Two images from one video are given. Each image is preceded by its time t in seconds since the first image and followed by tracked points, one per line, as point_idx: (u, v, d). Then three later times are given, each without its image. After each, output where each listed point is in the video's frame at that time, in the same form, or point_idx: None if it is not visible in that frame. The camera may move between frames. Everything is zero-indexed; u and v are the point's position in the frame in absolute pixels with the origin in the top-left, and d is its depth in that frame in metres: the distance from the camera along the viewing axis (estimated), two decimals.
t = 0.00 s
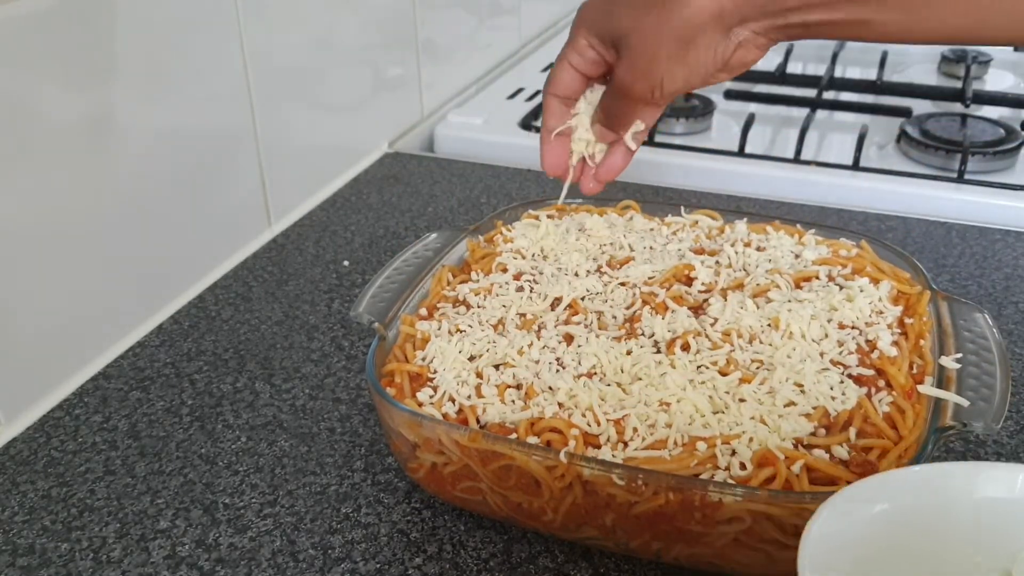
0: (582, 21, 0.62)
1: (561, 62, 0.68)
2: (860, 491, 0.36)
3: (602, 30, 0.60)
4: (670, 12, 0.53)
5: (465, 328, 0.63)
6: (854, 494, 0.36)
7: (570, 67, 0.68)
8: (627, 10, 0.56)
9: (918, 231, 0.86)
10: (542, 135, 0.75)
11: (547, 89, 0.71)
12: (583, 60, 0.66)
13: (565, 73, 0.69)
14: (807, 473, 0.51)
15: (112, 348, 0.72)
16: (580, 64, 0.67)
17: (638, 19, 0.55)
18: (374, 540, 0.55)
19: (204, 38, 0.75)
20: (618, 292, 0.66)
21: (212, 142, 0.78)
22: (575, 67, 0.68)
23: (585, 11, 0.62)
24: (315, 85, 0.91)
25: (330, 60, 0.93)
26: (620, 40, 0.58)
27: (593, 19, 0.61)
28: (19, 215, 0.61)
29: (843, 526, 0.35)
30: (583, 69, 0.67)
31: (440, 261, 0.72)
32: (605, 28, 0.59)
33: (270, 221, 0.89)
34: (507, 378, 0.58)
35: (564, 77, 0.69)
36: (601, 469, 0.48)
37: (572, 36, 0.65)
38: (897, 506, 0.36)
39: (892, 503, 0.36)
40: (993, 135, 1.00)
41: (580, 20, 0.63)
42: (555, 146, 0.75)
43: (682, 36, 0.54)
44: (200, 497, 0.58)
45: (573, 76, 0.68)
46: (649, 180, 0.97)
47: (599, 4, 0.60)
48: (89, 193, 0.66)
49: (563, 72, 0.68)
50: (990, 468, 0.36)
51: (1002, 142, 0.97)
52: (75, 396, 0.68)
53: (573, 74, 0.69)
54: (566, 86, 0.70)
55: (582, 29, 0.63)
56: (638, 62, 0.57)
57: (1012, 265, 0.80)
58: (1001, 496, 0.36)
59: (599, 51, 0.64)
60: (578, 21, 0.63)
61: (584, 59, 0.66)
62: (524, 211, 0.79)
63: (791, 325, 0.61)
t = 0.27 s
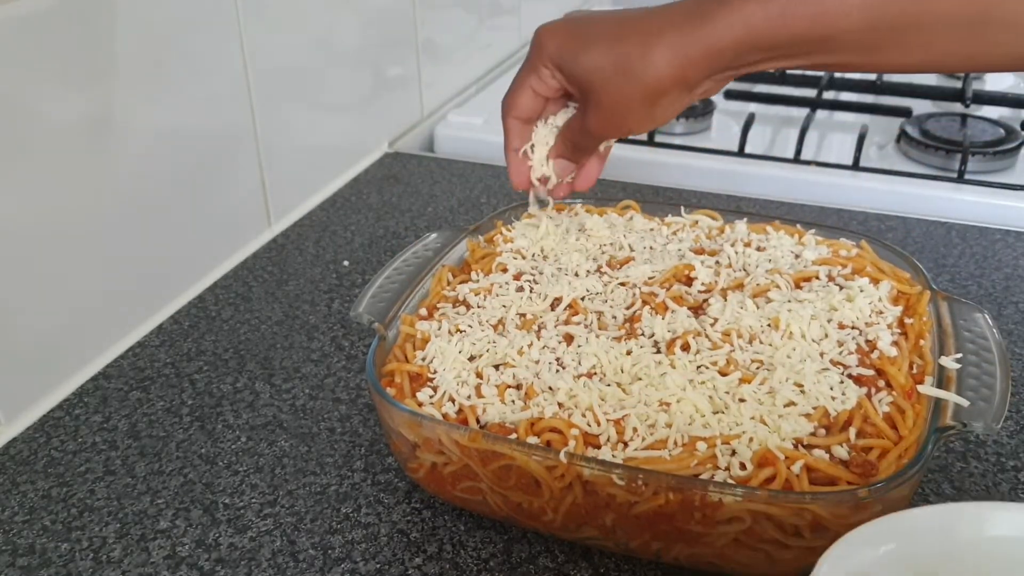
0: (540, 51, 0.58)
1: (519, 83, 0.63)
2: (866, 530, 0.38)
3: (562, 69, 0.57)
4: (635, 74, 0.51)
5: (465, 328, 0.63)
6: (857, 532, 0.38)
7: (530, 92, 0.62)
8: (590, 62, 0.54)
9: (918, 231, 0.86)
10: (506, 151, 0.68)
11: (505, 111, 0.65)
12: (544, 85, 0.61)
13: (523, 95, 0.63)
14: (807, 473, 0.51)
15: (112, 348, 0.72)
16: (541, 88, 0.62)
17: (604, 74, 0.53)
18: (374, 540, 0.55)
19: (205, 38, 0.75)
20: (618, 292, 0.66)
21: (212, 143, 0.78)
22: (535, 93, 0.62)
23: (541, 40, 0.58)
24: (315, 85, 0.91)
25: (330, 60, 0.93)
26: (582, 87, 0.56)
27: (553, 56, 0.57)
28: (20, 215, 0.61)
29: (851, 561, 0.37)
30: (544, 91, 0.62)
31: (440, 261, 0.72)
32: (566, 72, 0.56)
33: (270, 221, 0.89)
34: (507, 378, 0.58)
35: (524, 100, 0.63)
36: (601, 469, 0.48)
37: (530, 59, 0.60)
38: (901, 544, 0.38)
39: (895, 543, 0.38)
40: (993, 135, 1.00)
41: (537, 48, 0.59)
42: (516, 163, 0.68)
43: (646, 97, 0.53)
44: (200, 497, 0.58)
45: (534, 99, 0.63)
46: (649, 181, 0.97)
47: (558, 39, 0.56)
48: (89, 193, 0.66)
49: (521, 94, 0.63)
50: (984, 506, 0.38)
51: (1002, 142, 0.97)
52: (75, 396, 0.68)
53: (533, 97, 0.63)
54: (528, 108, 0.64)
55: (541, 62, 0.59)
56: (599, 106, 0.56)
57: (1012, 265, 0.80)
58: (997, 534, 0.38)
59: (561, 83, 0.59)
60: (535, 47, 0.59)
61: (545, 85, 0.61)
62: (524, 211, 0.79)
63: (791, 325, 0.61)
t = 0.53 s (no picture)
0: (491, 82, 0.51)
1: (466, 120, 0.54)
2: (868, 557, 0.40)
3: (518, 101, 0.50)
4: (610, 100, 0.46)
5: (465, 328, 0.63)
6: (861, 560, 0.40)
7: (483, 127, 0.54)
8: (553, 91, 0.47)
9: (918, 231, 0.86)
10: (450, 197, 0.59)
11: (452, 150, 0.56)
12: (501, 119, 0.53)
13: (476, 131, 0.54)
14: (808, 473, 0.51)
15: (112, 348, 0.72)
16: (497, 123, 0.53)
17: (571, 103, 0.47)
18: (374, 540, 0.55)
19: (205, 39, 0.75)
20: (618, 292, 0.66)
21: (212, 143, 0.78)
22: (489, 127, 0.54)
23: (491, 70, 0.50)
24: (315, 85, 0.91)
25: (330, 60, 0.93)
26: (543, 118, 0.50)
27: (508, 88, 0.50)
28: (21, 214, 0.61)
29: None
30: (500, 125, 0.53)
31: (440, 261, 0.72)
32: (524, 104, 0.50)
33: (270, 221, 0.89)
34: (507, 378, 0.58)
35: (477, 137, 0.54)
36: (601, 469, 0.48)
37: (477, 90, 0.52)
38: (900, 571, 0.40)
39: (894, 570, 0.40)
40: (993, 135, 1.00)
41: (486, 79, 0.51)
42: (462, 205, 0.59)
43: (621, 126, 0.47)
44: (200, 497, 0.58)
45: (487, 135, 0.54)
46: (649, 180, 0.97)
47: (513, 65, 0.49)
48: (90, 192, 0.66)
49: (472, 133, 0.54)
50: (974, 534, 0.41)
51: (1002, 142, 0.97)
52: (75, 396, 0.68)
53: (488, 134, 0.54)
54: (481, 148, 0.55)
55: (492, 96, 0.51)
56: (564, 137, 0.49)
57: (1012, 265, 0.80)
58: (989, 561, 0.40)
59: (520, 118, 0.52)
60: (483, 78, 0.51)
61: (501, 121, 0.53)
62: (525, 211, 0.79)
63: (791, 325, 0.61)
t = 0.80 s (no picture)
0: (454, 119, 0.49)
1: (429, 164, 0.52)
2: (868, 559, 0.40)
3: (488, 136, 0.48)
4: (590, 124, 0.44)
5: (466, 328, 0.63)
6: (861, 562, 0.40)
7: (449, 169, 0.52)
8: (525, 121, 0.45)
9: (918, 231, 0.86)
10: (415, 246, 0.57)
11: (416, 198, 0.54)
12: (466, 159, 0.51)
13: (441, 176, 0.52)
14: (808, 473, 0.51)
15: (112, 349, 0.72)
16: (462, 165, 0.51)
17: (546, 132, 0.45)
18: (374, 540, 0.55)
19: (204, 39, 0.75)
20: (618, 292, 0.66)
21: (212, 143, 0.78)
22: (454, 169, 0.52)
23: (454, 108, 0.49)
24: (314, 85, 0.91)
25: (330, 60, 0.93)
26: (516, 148, 0.47)
27: (474, 124, 0.48)
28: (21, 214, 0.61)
29: None
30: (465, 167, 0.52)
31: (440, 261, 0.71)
32: (494, 139, 0.48)
33: (270, 221, 0.89)
34: (506, 378, 0.58)
35: (442, 181, 0.53)
36: (601, 469, 0.48)
37: (440, 133, 0.51)
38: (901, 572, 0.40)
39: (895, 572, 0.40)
40: (993, 135, 1.00)
41: (448, 117, 0.49)
42: (428, 252, 0.58)
43: (600, 150, 0.45)
44: (200, 497, 0.58)
45: (453, 178, 0.53)
46: (649, 180, 0.97)
47: (478, 101, 0.47)
48: (89, 192, 0.66)
49: (437, 175, 0.52)
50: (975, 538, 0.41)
51: (1002, 142, 0.97)
52: (75, 396, 0.68)
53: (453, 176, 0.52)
54: (446, 192, 0.53)
55: (457, 133, 0.49)
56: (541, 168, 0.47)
57: (1012, 265, 0.80)
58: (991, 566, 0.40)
59: (489, 155, 0.50)
60: (446, 118, 0.50)
61: (467, 161, 0.51)
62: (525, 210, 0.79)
63: (791, 325, 0.61)
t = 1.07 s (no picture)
0: (433, 136, 0.47)
1: (407, 189, 0.52)
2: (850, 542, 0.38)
3: (470, 154, 0.46)
4: (577, 140, 0.42)
5: (466, 328, 0.63)
6: (846, 544, 0.38)
7: (428, 192, 0.51)
8: (507, 137, 0.43)
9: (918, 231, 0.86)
10: (393, 280, 0.57)
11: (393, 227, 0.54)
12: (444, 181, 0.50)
13: (418, 198, 0.51)
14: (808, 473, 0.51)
15: (112, 349, 0.72)
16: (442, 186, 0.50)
17: (533, 147, 0.43)
18: (374, 540, 0.55)
19: (204, 39, 0.75)
20: (619, 292, 0.66)
21: (211, 143, 0.78)
22: (434, 192, 0.51)
23: (434, 125, 0.47)
24: (314, 85, 0.91)
25: (330, 60, 0.93)
26: (497, 168, 0.46)
27: (454, 141, 0.46)
28: (20, 214, 0.61)
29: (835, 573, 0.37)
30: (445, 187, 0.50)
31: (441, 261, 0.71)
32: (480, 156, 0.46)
33: (270, 221, 0.89)
34: (506, 379, 0.58)
35: (420, 204, 0.52)
36: (601, 469, 0.48)
37: (418, 152, 0.50)
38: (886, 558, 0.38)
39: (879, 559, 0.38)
40: (993, 135, 1.00)
41: (426, 136, 0.48)
42: (404, 287, 0.58)
43: (592, 163, 0.43)
44: (200, 497, 0.58)
45: (431, 203, 0.52)
46: (649, 180, 0.98)
47: (463, 114, 0.45)
48: (89, 193, 0.66)
49: (415, 196, 0.51)
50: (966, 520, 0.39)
51: (1002, 142, 0.97)
52: (75, 396, 0.68)
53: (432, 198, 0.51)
54: (421, 222, 0.53)
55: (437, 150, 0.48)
56: (527, 191, 0.45)
57: (1011, 265, 0.80)
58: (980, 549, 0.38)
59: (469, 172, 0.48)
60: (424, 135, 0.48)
61: (447, 181, 0.50)
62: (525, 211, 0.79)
63: (791, 325, 0.61)
